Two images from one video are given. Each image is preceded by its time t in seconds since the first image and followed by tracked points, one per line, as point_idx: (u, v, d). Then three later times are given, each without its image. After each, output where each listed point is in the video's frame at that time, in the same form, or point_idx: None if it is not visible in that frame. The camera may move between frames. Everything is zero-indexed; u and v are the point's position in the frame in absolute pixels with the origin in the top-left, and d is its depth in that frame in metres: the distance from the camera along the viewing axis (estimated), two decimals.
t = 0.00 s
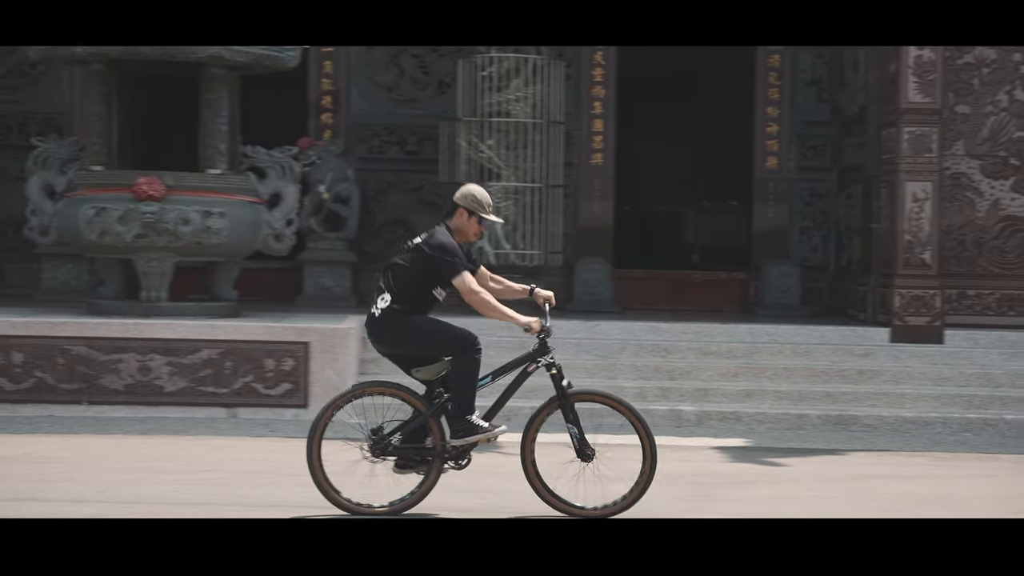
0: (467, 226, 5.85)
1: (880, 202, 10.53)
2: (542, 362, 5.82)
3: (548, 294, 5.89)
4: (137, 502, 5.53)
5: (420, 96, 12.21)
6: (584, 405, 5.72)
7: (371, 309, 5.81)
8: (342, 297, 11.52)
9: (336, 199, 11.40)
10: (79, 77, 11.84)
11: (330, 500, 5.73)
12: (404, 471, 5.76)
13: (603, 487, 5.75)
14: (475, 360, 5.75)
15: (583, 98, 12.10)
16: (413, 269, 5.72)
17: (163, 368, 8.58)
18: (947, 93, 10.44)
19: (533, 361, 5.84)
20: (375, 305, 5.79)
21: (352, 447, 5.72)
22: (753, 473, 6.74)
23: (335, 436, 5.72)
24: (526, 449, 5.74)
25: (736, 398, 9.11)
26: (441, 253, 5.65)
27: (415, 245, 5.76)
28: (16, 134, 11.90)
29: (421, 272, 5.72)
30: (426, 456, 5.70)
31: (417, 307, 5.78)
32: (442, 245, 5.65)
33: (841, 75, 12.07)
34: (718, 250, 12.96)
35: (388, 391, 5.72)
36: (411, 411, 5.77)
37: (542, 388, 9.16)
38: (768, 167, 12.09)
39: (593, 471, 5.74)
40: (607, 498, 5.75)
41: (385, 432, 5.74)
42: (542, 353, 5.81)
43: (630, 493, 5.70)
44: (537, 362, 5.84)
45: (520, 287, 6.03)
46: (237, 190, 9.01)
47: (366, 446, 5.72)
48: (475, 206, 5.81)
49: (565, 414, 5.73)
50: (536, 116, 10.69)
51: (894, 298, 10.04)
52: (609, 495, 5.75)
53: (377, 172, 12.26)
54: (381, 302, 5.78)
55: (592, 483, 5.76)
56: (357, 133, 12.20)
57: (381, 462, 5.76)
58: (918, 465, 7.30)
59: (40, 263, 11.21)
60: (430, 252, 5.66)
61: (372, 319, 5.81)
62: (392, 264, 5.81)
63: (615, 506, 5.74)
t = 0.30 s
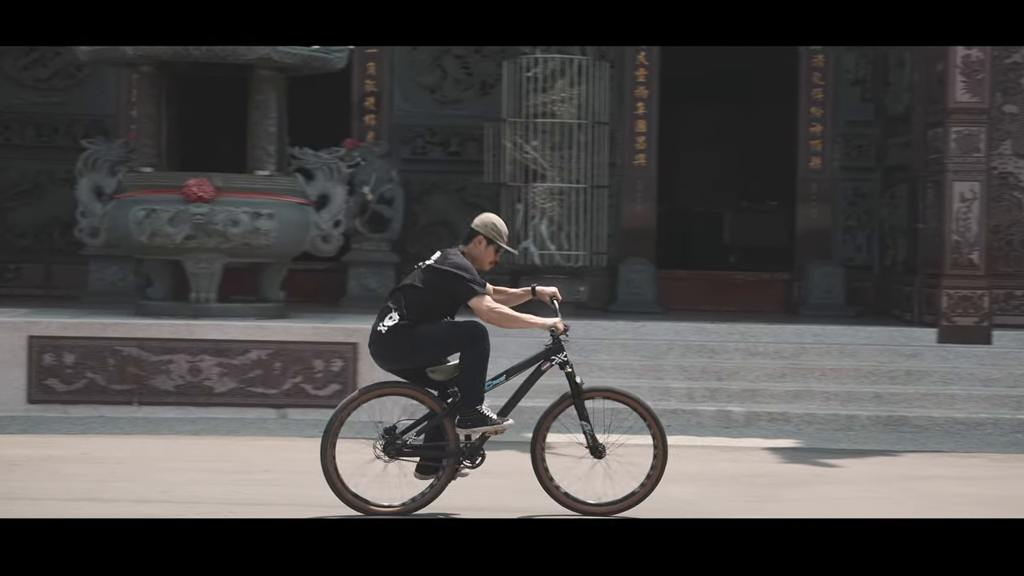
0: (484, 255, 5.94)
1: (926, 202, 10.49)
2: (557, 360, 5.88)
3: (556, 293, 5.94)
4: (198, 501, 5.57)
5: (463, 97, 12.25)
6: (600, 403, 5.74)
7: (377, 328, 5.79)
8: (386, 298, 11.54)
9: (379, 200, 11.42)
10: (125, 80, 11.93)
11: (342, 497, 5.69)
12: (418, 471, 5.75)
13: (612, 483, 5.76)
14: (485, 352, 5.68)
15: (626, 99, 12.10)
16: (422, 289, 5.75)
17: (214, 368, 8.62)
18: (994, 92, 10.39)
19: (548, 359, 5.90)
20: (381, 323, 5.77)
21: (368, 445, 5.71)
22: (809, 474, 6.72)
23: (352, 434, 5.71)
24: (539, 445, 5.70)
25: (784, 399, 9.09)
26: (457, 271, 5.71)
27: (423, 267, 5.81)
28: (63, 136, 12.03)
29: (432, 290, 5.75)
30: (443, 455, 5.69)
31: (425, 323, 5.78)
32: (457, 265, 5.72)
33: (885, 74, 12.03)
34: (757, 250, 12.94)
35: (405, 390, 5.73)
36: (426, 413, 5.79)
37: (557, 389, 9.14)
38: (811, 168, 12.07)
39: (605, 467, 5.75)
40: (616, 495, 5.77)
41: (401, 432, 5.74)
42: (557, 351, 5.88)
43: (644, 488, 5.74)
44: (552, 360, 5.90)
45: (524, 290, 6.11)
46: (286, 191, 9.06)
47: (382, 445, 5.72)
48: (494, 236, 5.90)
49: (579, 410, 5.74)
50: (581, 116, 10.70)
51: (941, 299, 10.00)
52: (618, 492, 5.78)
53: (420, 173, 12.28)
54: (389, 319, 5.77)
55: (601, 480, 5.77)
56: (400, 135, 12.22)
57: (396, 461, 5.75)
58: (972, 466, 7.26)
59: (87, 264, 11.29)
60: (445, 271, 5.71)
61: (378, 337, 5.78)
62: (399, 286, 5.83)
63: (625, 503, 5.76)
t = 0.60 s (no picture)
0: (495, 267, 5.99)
1: (970, 202, 10.44)
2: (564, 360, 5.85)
3: (555, 292, 5.92)
4: (251, 501, 5.59)
5: (502, 98, 12.26)
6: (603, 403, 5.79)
7: (386, 335, 5.77)
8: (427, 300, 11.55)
9: (420, 201, 11.43)
10: (166, 81, 11.98)
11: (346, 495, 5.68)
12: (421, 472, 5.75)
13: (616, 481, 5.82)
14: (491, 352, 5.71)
15: (666, 99, 12.08)
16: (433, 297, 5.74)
17: (259, 369, 8.64)
18: None
19: (555, 359, 5.88)
20: (390, 331, 5.74)
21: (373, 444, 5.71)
22: (860, 475, 6.70)
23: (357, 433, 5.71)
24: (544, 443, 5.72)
25: (829, 400, 9.06)
26: (469, 278, 5.71)
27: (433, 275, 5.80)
28: (105, 137, 12.09)
29: (443, 297, 5.74)
30: (447, 456, 5.69)
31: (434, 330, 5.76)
32: (469, 273, 5.72)
33: (927, 74, 11.97)
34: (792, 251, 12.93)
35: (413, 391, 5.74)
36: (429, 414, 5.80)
37: (562, 389, 9.11)
38: (851, 168, 12.09)
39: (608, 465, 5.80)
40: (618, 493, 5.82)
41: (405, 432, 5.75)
42: (563, 351, 5.85)
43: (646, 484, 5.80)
44: (558, 360, 5.87)
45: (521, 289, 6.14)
46: (330, 192, 9.08)
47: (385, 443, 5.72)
48: (506, 247, 5.94)
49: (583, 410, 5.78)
50: (622, 117, 10.68)
51: (985, 299, 9.98)
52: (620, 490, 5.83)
53: (459, 173, 12.30)
54: (398, 326, 5.74)
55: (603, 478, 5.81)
56: (439, 136, 12.23)
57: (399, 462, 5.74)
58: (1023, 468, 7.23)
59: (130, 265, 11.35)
60: (458, 279, 5.71)
61: (387, 344, 5.76)
62: (407, 293, 5.81)
63: (626, 503, 5.81)
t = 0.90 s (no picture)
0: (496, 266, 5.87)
1: (1006, 204, 10.41)
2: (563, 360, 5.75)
3: (552, 292, 5.92)
4: (296, 502, 5.58)
5: (535, 98, 12.27)
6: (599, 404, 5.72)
7: (387, 334, 5.60)
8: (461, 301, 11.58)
9: (454, 202, 11.44)
10: (199, 81, 12.01)
11: (342, 497, 5.55)
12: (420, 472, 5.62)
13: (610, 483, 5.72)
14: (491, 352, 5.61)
15: (698, 100, 12.09)
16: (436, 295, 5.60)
17: (297, 370, 8.65)
18: None
19: (554, 360, 5.77)
20: (393, 330, 5.58)
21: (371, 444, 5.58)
22: (904, 476, 6.68)
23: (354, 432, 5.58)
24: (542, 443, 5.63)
25: (867, 401, 9.03)
26: (473, 277, 5.57)
27: (434, 275, 5.66)
28: (139, 138, 12.14)
29: (446, 296, 5.60)
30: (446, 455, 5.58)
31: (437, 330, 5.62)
32: (474, 271, 5.60)
33: (962, 75, 11.92)
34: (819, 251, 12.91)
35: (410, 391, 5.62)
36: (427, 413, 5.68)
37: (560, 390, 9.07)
38: (884, 169, 12.07)
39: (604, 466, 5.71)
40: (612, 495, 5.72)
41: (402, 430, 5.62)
42: (563, 351, 5.75)
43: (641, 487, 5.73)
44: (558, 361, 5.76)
45: (518, 288, 6.03)
46: (367, 193, 9.11)
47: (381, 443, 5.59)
48: (510, 249, 5.81)
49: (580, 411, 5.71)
50: (657, 118, 10.67)
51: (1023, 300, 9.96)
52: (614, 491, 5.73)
53: (492, 174, 12.31)
54: (401, 325, 5.59)
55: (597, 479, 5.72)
56: (472, 137, 12.25)
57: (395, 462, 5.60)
58: None
59: (166, 265, 11.39)
60: (462, 279, 5.57)
61: (388, 344, 5.59)
62: (408, 293, 5.66)
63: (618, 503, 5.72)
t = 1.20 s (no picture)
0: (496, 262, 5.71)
1: None
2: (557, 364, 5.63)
3: (551, 292, 5.75)
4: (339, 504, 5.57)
5: (563, 100, 12.29)
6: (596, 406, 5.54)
7: (385, 329, 5.50)
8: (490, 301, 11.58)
9: (484, 204, 11.45)
10: (228, 82, 12.03)
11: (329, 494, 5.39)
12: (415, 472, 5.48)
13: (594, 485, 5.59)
14: (490, 360, 5.49)
15: (727, 102, 12.07)
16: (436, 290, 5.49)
17: (331, 371, 8.64)
18: None
19: (548, 363, 5.65)
20: (391, 325, 5.49)
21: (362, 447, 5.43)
22: (942, 478, 6.66)
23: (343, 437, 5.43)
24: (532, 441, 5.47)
25: (900, 402, 9.01)
26: (473, 273, 5.45)
27: (435, 270, 5.54)
28: (168, 140, 12.19)
29: (447, 292, 5.49)
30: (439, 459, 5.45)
31: (436, 327, 5.52)
32: (474, 267, 5.47)
33: (992, 76, 11.89)
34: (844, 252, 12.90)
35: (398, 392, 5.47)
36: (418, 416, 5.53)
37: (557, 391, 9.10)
38: (913, 170, 12.05)
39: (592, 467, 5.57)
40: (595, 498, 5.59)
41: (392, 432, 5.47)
42: (557, 355, 5.63)
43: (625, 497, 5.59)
44: (553, 365, 5.65)
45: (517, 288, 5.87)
46: (400, 195, 9.14)
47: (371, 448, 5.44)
48: (511, 243, 5.66)
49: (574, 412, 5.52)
50: (687, 119, 10.68)
51: None
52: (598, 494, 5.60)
53: (520, 176, 12.33)
54: (399, 321, 5.48)
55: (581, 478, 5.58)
56: (501, 138, 12.26)
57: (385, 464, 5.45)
58: None
59: (196, 266, 11.42)
60: (462, 276, 5.45)
61: (386, 339, 5.50)
62: (408, 288, 5.55)
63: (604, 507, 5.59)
